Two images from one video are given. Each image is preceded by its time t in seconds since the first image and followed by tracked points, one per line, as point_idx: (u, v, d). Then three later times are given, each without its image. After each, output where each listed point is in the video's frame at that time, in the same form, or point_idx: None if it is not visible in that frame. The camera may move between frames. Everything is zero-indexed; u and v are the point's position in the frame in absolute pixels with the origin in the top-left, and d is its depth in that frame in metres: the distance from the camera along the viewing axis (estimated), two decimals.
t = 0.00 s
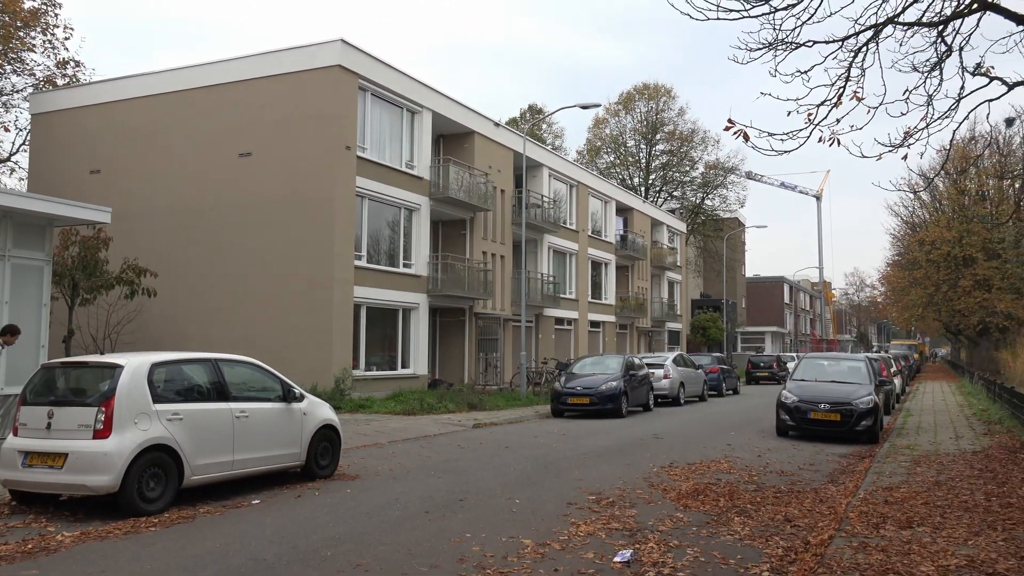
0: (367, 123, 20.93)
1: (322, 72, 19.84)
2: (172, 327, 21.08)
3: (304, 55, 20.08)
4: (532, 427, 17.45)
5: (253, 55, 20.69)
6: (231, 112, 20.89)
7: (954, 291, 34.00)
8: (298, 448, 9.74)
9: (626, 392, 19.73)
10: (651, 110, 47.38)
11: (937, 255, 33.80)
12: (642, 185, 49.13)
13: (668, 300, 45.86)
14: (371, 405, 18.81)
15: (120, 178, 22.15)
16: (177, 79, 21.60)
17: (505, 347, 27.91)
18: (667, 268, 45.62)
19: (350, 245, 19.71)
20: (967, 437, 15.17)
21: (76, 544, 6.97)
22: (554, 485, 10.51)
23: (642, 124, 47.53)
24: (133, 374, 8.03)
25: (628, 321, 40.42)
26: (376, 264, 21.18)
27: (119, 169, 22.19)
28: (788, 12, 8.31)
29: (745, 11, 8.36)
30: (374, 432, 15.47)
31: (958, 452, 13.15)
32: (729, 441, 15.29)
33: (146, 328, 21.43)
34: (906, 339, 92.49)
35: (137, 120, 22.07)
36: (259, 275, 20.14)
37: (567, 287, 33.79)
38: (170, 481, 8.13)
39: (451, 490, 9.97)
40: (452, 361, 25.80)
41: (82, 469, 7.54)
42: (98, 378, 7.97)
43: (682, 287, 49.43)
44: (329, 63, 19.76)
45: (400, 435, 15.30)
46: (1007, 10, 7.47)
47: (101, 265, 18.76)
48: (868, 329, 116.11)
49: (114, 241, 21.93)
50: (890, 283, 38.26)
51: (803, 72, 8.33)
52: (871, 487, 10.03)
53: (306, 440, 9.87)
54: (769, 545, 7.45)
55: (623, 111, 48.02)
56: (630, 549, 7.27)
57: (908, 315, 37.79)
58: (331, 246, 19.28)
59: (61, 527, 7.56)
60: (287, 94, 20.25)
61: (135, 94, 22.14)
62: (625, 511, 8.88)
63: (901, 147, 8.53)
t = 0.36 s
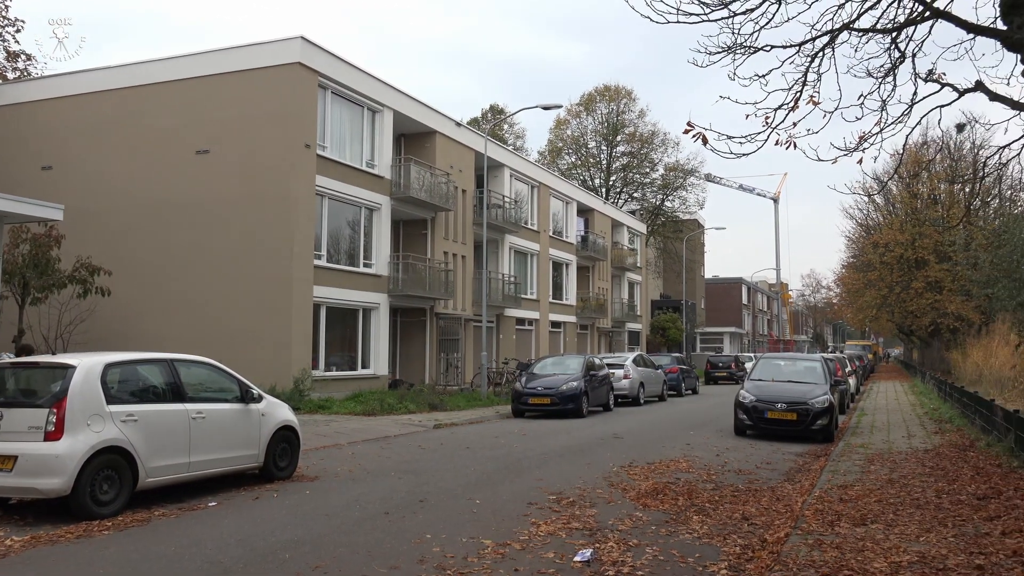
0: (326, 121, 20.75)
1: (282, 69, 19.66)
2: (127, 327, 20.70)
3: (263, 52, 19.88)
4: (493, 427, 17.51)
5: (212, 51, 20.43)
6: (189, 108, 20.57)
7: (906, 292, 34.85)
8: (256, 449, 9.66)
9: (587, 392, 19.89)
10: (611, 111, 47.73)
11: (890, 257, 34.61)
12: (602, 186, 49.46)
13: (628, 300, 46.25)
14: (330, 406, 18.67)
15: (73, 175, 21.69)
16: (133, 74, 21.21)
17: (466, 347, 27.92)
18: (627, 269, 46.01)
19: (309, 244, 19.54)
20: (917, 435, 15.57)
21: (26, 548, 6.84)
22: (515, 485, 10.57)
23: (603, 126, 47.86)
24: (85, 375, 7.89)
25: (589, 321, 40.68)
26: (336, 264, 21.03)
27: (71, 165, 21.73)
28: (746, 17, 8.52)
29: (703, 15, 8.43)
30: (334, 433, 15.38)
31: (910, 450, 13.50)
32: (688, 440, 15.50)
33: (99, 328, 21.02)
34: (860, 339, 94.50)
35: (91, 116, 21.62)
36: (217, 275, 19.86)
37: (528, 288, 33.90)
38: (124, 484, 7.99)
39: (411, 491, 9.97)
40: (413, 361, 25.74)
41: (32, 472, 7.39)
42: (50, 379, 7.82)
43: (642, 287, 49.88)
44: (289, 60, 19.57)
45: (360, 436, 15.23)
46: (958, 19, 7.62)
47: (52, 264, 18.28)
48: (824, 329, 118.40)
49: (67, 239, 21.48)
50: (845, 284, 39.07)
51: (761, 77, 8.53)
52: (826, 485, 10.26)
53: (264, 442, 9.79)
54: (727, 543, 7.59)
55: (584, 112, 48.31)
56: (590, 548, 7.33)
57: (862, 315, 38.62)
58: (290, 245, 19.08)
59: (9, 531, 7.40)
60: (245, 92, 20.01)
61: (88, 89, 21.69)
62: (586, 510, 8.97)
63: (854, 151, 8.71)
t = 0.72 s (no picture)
0: (291, 119, 20.58)
1: (246, 66, 19.44)
2: (86, 326, 20.32)
3: (227, 49, 19.66)
4: (459, 427, 17.54)
5: (175, 47, 20.16)
6: (150, 104, 20.25)
7: (866, 293, 35.54)
8: (218, 451, 9.57)
9: (552, 392, 19.99)
10: (578, 112, 47.96)
11: (850, 259, 35.28)
12: (568, 187, 49.65)
13: (593, 301, 46.54)
14: (294, 407, 18.51)
15: (31, 171, 21.26)
16: (93, 70, 20.84)
17: (432, 347, 27.89)
18: (593, 269, 46.27)
19: (274, 244, 19.35)
20: (876, 434, 15.91)
21: None
22: (480, 485, 10.60)
23: (569, 127, 48.08)
24: (42, 375, 7.76)
25: (554, 321, 40.86)
26: (300, 264, 20.86)
27: (30, 161, 21.30)
28: (711, 19, 8.60)
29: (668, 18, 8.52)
30: (298, 434, 15.28)
31: (869, 449, 13.80)
32: (652, 440, 15.67)
33: (58, 328, 20.61)
34: (821, 339, 96.10)
35: (50, 111, 21.20)
36: (179, 274, 19.61)
37: (494, 288, 33.94)
38: (82, 487, 7.87)
39: (376, 492, 9.97)
40: (378, 361, 25.64)
41: None
42: (6, 380, 7.68)
43: (608, 288, 50.21)
44: (253, 57, 19.37)
45: (324, 436, 15.15)
46: (916, 24, 7.63)
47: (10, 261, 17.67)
48: (786, 329, 120.17)
49: (25, 236, 21.05)
50: (806, 285, 39.71)
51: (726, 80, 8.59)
52: (788, 484, 10.46)
53: (226, 444, 9.71)
54: (691, 542, 7.71)
55: (550, 113, 48.48)
56: (555, 548, 7.39)
57: (823, 316, 39.31)
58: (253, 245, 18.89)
59: None
60: (209, 89, 19.75)
61: (48, 84, 21.27)
62: (551, 510, 9.04)
63: (816, 154, 8.76)
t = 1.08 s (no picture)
0: (254, 117, 20.38)
1: (209, 62, 19.24)
2: (43, 325, 19.95)
3: (190, 44, 19.45)
4: (425, 428, 17.54)
5: (137, 42, 19.90)
6: (111, 100, 19.94)
7: (828, 294, 36.18)
8: (180, 453, 9.48)
9: (518, 392, 20.06)
10: (545, 113, 48.15)
11: (813, 260, 35.87)
12: (535, 187, 49.79)
13: (559, 301, 46.73)
14: (258, 407, 18.34)
15: None
16: (52, 64, 20.47)
17: (398, 347, 27.81)
18: (559, 270, 46.47)
19: (237, 243, 19.16)
20: (837, 433, 16.22)
21: None
22: (446, 485, 10.62)
23: (537, 127, 48.25)
24: None
25: (521, 322, 40.98)
26: (264, 263, 20.67)
27: None
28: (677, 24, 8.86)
29: (634, 20, 8.70)
30: (262, 435, 15.16)
31: (830, 448, 14.07)
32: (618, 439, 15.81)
33: (14, 327, 20.21)
34: (784, 340, 97.55)
35: (7, 106, 20.80)
36: (142, 273, 19.33)
37: (460, 288, 33.93)
38: (39, 490, 7.74)
39: (341, 493, 9.94)
40: (343, 362, 25.50)
41: None
42: None
43: (574, 288, 50.47)
44: (217, 54, 19.18)
45: (289, 437, 15.05)
46: (877, 30, 7.81)
47: None
48: (749, 330, 121.63)
49: None
50: (770, 286, 40.27)
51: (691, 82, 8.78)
52: (751, 482, 10.64)
53: (189, 445, 9.62)
54: (655, 541, 7.82)
55: (517, 113, 48.61)
56: (520, 548, 7.46)
57: (786, 317, 39.93)
58: (216, 244, 18.69)
59: None
60: (172, 85, 19.49)
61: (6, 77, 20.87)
62: (517, 510, 9.11)
63: (779, 156, 8.98)
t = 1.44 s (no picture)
0: (227, 114, 20.23)
1: (182, 59, 19.07)
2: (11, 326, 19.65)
3: (162, 41, 19.28)
4: (399, 428, 17.52)
5: (108, 39, 19.68)
6: (80, 97, 19.69)
7: (799, 295, 36.62)
8: (150, 454, 9.41)
9: (492, 392, 20.10)
10: (519, 113, 48.24)
11: (785, 261, 36.30)
12: (510, 187, 49.86)
13: (534, 301, 46.84)
14: (230, 408, 18.20)
15: None
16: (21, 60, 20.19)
17: (372, 347, 27.74)
18: (534, 270, 46.59)
19: (209, 243, 19.01)
20: (807, 432, 16.45)
21: None
22: (420, 486, 10.64)
23: (511, 128, 48.32)
24: None
25: (495, 322, 41.03)
26: (236, 262, 20.51)
27: None
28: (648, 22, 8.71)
29: (609, 20, 8.57)
30: (235, 436, 15.07)
31: (801, 447, 14.29)
32: (591, 439, 15.92)
33: None
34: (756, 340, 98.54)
35: None
36: (112, 273, 19.11)
37: (435, 288, 33.90)
38: (7, 492, 7.65)
39: (313, 494, 9.93)
40: (317, 362, 25.38)
41: None
42: None
43: (549, 289, 50.63)
44: (189, 51, 19.01)
45: (262, 438, 14.99)
46: (848, 34, 7.97)
47: None
48: (722, 330, 122.70)
49: None
50: (742, 287, 40.68)
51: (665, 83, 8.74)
52: (724, 482, 10.79)
53: (159, 447, 9.56)
54: (629, 541, 7.91)
55: (491, 113, 48.66)
56: (494, 548, 7.51)
57: (758, 317, 40.37)
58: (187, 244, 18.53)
59: None
60: (142, 82, 19.29)
61: None
62: (491, 510, 9.16)
63: (752, 158, 8.92)
